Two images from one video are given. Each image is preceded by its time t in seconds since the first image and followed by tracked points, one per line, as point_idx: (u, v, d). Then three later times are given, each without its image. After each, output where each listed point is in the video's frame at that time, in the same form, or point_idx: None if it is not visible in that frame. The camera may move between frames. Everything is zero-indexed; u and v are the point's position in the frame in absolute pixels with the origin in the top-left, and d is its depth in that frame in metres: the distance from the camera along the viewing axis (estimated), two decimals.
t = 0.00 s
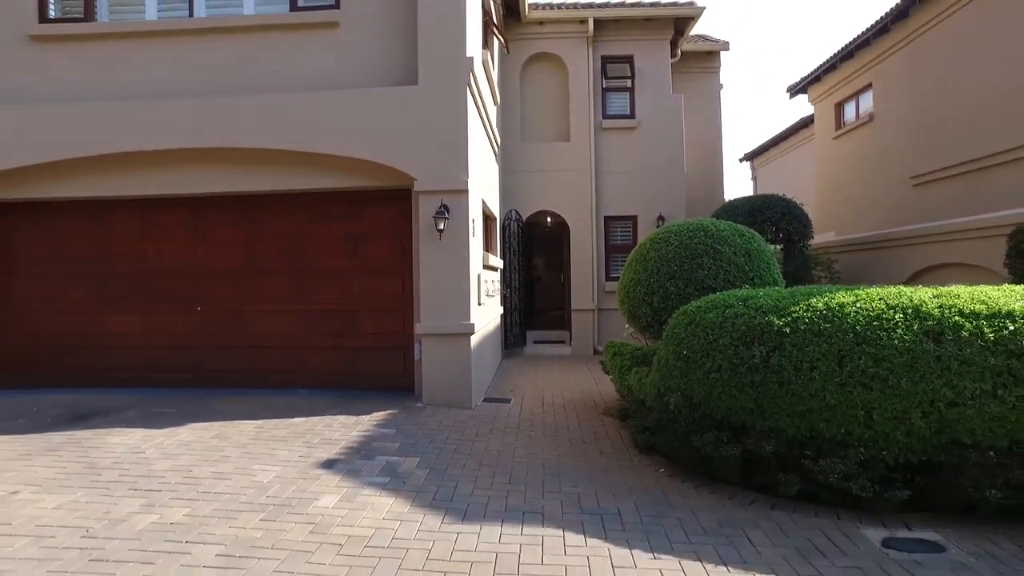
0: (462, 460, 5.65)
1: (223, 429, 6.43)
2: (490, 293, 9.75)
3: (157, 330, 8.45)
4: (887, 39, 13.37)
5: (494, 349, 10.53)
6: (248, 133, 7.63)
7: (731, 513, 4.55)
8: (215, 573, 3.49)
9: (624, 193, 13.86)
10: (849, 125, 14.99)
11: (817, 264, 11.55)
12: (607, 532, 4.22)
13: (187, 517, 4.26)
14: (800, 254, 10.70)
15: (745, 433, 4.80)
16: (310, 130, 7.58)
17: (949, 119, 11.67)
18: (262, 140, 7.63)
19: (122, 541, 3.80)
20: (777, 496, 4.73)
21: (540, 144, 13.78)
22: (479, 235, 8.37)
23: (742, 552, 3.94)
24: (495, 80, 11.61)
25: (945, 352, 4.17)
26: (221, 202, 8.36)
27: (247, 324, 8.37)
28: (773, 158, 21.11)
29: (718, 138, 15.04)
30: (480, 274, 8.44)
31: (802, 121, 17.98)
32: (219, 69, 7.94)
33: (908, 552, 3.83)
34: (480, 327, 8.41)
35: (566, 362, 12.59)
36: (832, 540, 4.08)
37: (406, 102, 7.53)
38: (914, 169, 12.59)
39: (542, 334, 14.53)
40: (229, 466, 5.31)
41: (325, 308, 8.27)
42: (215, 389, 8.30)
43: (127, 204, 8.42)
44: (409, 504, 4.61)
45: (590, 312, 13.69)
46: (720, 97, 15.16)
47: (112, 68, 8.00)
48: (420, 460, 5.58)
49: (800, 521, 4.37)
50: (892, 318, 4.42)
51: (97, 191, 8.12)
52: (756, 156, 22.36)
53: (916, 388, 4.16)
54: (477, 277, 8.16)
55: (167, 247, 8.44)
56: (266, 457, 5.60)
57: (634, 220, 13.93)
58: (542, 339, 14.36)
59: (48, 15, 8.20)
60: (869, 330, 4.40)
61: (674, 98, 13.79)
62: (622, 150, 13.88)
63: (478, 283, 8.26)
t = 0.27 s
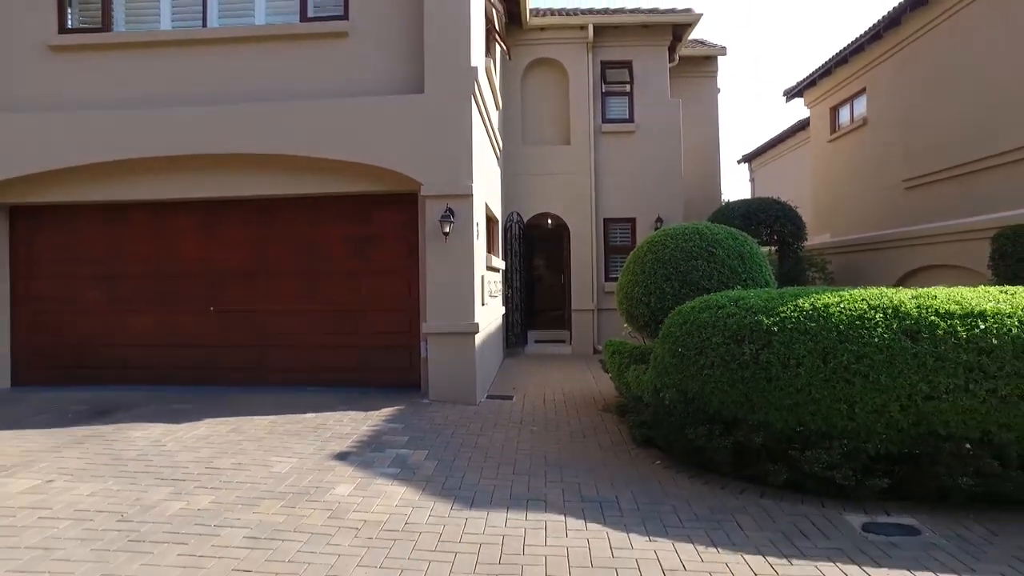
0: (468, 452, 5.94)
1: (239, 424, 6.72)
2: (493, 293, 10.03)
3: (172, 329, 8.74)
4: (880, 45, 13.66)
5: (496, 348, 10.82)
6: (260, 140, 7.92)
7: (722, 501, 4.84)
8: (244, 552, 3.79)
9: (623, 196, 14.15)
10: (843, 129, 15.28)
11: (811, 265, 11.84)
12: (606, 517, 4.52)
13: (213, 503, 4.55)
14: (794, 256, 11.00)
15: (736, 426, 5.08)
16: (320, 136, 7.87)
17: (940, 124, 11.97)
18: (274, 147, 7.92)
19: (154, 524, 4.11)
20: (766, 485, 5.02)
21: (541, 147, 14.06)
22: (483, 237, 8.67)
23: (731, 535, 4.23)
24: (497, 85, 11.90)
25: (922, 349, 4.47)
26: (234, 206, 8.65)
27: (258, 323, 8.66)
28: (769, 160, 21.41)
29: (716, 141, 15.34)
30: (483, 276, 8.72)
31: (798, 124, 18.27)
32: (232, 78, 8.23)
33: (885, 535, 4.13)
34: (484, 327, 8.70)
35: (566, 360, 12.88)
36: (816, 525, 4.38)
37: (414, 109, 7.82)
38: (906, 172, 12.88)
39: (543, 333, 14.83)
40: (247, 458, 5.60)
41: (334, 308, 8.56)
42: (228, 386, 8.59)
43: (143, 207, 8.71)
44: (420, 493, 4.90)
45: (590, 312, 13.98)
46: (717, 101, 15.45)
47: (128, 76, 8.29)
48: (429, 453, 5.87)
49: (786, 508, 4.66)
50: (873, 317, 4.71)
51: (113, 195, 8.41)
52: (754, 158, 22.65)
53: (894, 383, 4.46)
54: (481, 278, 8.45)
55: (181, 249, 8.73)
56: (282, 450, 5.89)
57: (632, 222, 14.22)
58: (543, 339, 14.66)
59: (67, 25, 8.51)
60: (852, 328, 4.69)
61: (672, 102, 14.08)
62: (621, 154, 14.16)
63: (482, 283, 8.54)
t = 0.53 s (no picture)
0: (475, 445, 6.21)
1: (254, 419, 7.00)
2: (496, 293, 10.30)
3: (185, 327, 9.02)
4: (876, 49, 13.93)
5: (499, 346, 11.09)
6: (272, 145, 8.19)
7: (717, 490, 5.11)
8: (270, 535, 4.06)
9: (623, 197, 14.41)
10: (840, 132, 15.55)
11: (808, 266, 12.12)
12: (607, 505, 4.80)
13: (236, 492, 4.83)
14: (790, 258, 11.28)
15: (730, 419, 5.35)
16: (330, 142, 8.14)
17: (934, 128, 12.24)
18: (285, 151, 8.18)
19: (183, 510, 4.40)
20: (758, 476, 5.29)
21: (542, 150, 14.33)
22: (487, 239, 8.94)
23: (725, 521, 4.50)
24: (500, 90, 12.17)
25: (904, 347, 4.74)
26: (245, 208, 8.92)
27: (269, 322, 8.93)
28: (767, 162, 21.69)
29: (714, 144, 15.60)
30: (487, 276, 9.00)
31: (795, 127, 18.54)
32: (245, 84, 8.50)
33: (869, 521, 4.41)
34: (488, 325, 8.98)
35: (568, 359, 13.15)
36: (805, 511, 4.65)
37: (421, 115, 8.09)
38: (901, 175, 13.15)
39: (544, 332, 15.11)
40: (265, 450, 5.87)
41: (343, 307, 8.83)
42: (240, 383, 8.86)
43: (158, 209, 8.98)
44: (430, 482, 5.17)
45: (591, 311, 14.25)
46: (715, 104, 15.73)
47: (144, 83, 8.56)
48: (437, 446, 6.14)
49: (777, 497, 4.93)
50: (859, 316, 4.98)
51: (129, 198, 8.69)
52: (752, 160, 22.93)
53: (878, 378, 4.74)
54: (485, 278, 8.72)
55: (194, 251, 9.00)
56: (296, 443, 6.16)
57: (632, 223, 14.49)
58: (545, 338, 14.94)
59: (85, 34, 8.78)
60: (839, 327, 4.96)
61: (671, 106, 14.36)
62: (621, 156, 14.43)
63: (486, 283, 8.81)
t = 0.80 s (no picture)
0: (481, 438, 6.50)
1: (268, 414, 7.28)
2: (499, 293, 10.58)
3: (199, 326, 9.30)
4: (871, 54, 14.21)
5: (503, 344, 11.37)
6: (284, 149, 8.47)
7: (712, 479, 5.39)
8: (292, 519, 4.35)
9: (623, 199, 14.69)
10: (836, 134, 15.84)
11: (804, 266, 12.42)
12: (608, 492, 5.08)
13: (258, 480, 5.11)
14: (786, 258, 11.58)
15: (724, 412, 5.63)
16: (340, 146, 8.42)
17: (928, 131, 12.52)
18: (296, 156, 8.47)
19: (209, 496, 4.68)
20: (751, 466, 5.57)
21: (544, 152, 14.61)
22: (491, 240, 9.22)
23: (718, 506, 4.79)
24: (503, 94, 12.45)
25: (888, 343, 5.03)
26: (257, 211, 9.20)
27: (280, 321, 9.21)
28: (765, 164, 21.97)
29: (712, 146, 15.89)
30: (492, 276, 9.27)
31: (793, 129, 18.81)
32: (257, 91, 8.79)
33: (854, 507, 4.69)
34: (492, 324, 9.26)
35: (569, 357, 13.42)
36: (794, 498, 4.93)
37: (428, 121, 8.36)
38: (895, 177, 13.43)
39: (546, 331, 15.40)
40: (281, 443, 6.16)
41: (351, 307, 9.12)
42: (252, 380, 9.15)
43: (172, 211, 9.26)
44: (440, 472, 5.45)
45: (591, 310, 14.53)
46: (713, 107, 16.01)
47: (159, 89, 8.85)
48: (445, 438, 6.43)
49: (769, 485, 5.21)
50: (846, 315, 5.26)
51: (145, 201, 8.98)
52: (751, 162, 23.20)
53: (863, 372, 5.02)
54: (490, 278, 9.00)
55: (207, 252, 9.28)
56: (311, 436, 6.45)
57: (632, 224, 14.77)
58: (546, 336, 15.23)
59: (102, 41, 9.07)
60: (827, 324, 5.24)
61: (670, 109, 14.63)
62: (621, 159, 14.71)
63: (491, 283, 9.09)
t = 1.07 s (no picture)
0: (487, 432, 6.77)
1: (281, 409, 7.56)
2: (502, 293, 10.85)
3: (211, 324, 9.57)
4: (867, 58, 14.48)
5: (505, 343, 11.65)
6: (295, 154, 8.75)
7: (708, 470, 5.67)
8: (313, 505, 4.62)
9: (623, 200, 14.96)
10: (832, 137, 16.12)
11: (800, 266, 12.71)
12: (610, 482, 5.36)
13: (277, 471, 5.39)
14: (782, 259, 11.86)
15: (720, 407, 5.90)
16: (349, 151, 8.69)
17: (922, 135, 12.79)
18: (307, 160, 8.74)
19: (233, 485, 4.96)
20: (746, 458, 5.85)
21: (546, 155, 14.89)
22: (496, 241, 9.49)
23: (715, 495, 5.07)
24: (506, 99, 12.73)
25: (875, 340, 5.31)
26: (268, 213, 9.48)
27: (290, 320, 9.49)
28: (763, 165, 22.24)
29: (711, 149, 16.17)
30: (496, 276, 9.55)
31: (790, 131, 19.08)
32: (268, 96, 9.06)
33: (843, 495, 4.97)
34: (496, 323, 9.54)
35: (570, 356, 13.70)
36: (787, 488, 5.21)
37: (434, 126, 8.64)
38: (889, 179, 13.70)
39: (547, 330, 15.69)
40: (296, 436, 6.43)
41: (360, 306, 9.39)
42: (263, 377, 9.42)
43: (186, 213, 9.53)
44: (450, 463, 5.73)
45: (592, 310, 14.80)
46: (712, 111, 16.28)
47: (173, 95, 9.12)
48: (453, 432, 6.70)
49: (762, 475, 5.50)
50: (836, 313, 5.54)
51: (160, 203, 9.25)
52: (749, 163, 23.47)
53: (852, 368, 5.30)
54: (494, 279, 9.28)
55: (219, 252, 9.55)
56: (324, 430, 6.72)
57: (632, 225, 15.05)
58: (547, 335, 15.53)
59: (118, 48, 9.34)
60: (818, 323, 5.51)
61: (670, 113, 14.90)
62: (621, 161, 14.98)
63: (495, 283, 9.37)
